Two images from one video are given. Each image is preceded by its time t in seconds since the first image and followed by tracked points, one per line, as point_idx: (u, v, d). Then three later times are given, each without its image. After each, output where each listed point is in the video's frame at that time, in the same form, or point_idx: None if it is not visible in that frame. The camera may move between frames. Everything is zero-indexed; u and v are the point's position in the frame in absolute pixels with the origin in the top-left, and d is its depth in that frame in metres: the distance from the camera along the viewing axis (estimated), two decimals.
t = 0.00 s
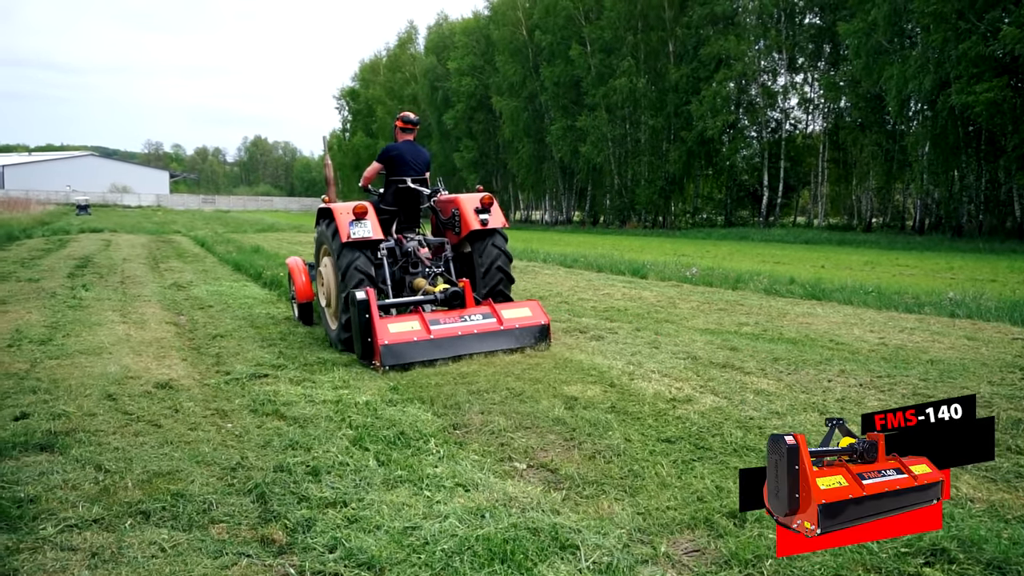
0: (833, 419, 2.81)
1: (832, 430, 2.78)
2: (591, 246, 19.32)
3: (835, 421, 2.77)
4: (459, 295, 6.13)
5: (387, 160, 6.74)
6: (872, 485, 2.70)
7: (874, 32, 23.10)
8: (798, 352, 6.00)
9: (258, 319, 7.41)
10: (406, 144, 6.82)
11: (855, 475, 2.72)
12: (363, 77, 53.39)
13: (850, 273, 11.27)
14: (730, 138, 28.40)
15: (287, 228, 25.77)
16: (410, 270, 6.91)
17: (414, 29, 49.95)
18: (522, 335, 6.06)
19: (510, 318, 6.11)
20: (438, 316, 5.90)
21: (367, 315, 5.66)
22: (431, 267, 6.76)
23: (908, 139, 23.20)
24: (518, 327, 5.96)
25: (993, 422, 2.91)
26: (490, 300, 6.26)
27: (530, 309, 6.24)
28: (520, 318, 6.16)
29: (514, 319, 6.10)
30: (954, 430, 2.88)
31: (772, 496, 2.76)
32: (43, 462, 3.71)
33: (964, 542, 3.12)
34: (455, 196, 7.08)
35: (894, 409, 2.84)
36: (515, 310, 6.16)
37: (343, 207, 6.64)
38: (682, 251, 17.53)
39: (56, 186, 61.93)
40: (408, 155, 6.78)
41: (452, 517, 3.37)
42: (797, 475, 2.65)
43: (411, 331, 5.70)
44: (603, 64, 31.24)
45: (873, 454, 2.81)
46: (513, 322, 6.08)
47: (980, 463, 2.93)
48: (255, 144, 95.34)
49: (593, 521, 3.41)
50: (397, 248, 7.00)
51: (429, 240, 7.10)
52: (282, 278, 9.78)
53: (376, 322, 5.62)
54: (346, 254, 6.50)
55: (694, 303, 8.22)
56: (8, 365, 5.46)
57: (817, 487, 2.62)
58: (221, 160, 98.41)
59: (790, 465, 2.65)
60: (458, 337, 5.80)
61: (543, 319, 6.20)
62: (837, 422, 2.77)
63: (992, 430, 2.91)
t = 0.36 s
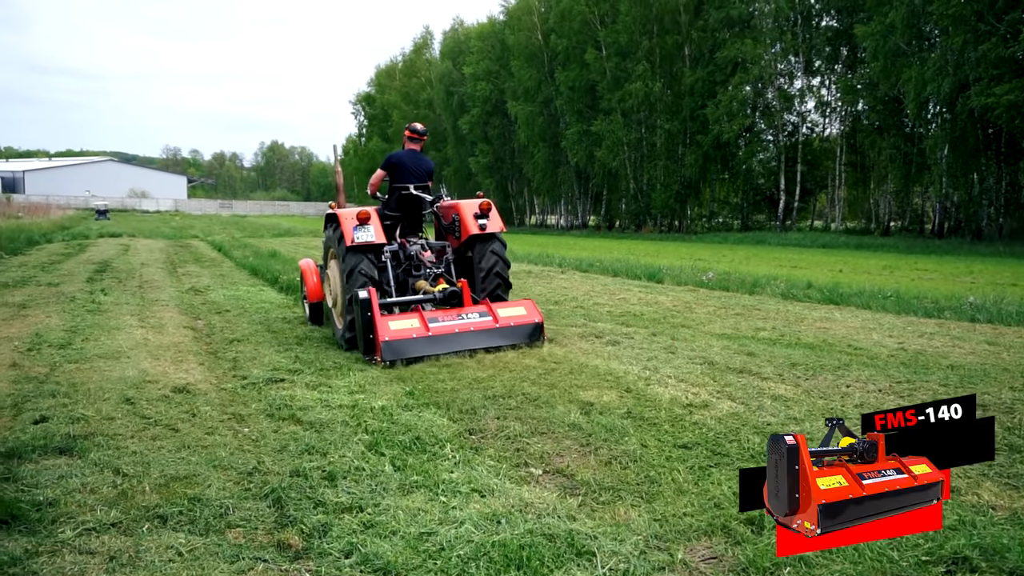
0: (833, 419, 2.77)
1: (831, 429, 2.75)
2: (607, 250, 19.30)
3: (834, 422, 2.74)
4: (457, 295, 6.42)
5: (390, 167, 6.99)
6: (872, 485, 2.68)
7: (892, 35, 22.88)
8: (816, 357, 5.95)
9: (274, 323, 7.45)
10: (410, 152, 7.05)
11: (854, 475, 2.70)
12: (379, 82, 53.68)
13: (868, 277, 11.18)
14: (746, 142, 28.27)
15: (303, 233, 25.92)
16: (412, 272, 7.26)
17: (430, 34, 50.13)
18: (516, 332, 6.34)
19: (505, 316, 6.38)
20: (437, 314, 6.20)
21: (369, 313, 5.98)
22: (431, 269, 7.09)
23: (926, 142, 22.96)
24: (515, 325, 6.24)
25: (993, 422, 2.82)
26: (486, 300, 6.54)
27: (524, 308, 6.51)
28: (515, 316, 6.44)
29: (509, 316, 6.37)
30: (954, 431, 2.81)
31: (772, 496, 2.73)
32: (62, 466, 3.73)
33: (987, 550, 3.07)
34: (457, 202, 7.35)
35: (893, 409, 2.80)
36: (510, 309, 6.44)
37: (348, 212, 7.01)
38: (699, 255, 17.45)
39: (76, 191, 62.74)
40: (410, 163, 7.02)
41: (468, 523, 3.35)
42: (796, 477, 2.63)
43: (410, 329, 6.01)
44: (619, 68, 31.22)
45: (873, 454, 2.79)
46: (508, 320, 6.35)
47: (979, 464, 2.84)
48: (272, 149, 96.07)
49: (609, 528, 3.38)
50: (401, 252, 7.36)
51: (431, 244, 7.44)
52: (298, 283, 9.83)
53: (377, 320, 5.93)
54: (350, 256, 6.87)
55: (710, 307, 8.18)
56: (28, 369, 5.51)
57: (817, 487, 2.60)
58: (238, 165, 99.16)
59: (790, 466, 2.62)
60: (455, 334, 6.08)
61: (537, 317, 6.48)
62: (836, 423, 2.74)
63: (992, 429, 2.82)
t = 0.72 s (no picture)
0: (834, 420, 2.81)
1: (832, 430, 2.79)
2: (621, 257, 19.27)
3: (835, 422, 2.78)
4: (453, 299, 6.69)
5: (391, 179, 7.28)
6: (872, 485, 2.72)
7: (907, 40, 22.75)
8: (831, 365, 5.90)
9: (288, 330, 7.47)
10: (407, 163, 7.36)
11: (854, 475, 2.74)
12: (392, 89, 53.92)
13: (883, 284, 11.12)
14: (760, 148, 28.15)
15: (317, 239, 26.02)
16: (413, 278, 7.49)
17: (443, 41, 50.34)
18: (511, 334, 6.60)
19: (499, 319, 6.65)
20: (434, 318, 6.43)
21: (369, 318, 6.19)
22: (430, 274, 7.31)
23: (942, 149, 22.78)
24: (510, 327, 6.50)
25: (992, 423, 2.91)
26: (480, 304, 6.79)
27: (518, 311, 6.79)
28: (509, 319, 6.71)
29: (503, 319, 6.63)
30: (955, 431, 2.89)
31: (772, 496, 2.76)
32: (78, 472, 3.75)
33: (1006, 562, 3.03)
34: (456, 211, 7.59)
35: (893, 409, 2.87)
36: (505, 312, 6.70)
37: (351, 221, 7.27)
38: (712, 262, 17.38)
39: (93, 199, 63.44)
40: (410, 175, 7.31)
41: (481, 531, 3.33)
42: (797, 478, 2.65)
43: (409, 332, 6.23)
44: (632, 74, 31.25)
45: (873, 454, 2.84)
46: (502, 322, 6.62)
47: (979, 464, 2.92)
48: (286, 156, 96.81)
49: (623, 536, 3.36)
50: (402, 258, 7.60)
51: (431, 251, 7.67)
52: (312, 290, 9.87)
53: (377, 324, 6.14)
54: (352, 263, 7.11)
55: (724, 315, 8.14)
56: (45, 375, 5.54)
57: (817, 487, 2.63)
58: (253, 172, 99.87)
59: (790, 465, 2.65)
60: (452, 337, 6.32)
61: (530, 320, 6.75)
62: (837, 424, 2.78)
63: (992, 430, 2.90)
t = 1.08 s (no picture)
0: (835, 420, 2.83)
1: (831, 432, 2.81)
2: (632, 264, 19.22)
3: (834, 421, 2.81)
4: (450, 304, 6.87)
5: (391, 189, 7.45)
6: (872, 484, 2.73)
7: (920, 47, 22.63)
8: (845, 373, 5.86)
9: (300, 337, 7.49)
10: (404, 172, 7.52)
11: (855, 475, 2.76)
12: (404, 97, 54.15)
13: (895, 292, 11.06)
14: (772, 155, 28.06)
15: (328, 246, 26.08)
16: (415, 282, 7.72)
17: (455, 49, 50.55)
18: (505, 336, 6.83)
19: (494, 321, 6.90)
20: (431, 322, 6.67)
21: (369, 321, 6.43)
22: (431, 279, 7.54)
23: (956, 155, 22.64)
24: (505, 329, 6.74)
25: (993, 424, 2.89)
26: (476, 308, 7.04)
27: (512, 314, 7.03)
28: (503, 322, 6.94)
29: (497, 322, 6.88)
30: (955, 431, 2.88)
31: (773, 496, 2.78)
32: (90, 478, 3.76)
33: None
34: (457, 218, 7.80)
35: (893, 409, 2.87)
36: (499, 315, 6.95)
37: (356, 227, 7.51)
38: (724, 269, 17.33)
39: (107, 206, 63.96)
40: (408, 184, 7.47)
41: (493, 539, 3.31)
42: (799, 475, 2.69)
43: (408, 335, 6.47)
44: (643, 82, 31.32)
45: (873, 454, 2.85)
46: (496, 324, 6.87)
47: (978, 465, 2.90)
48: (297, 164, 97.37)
49: (635, 545, 3.33)
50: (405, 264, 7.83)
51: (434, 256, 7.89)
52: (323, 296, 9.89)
53: (377, 327, 6.38)
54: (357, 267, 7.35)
55: (735, 322, 8.10)
56: (59, 381, 5.57)
57: (817, 487, 2.65)
58: (265, 179, 100.49)
59: (790, 465, 2.68)
60: (449, 339, 6.56)
61: (524, 322, 6.98)
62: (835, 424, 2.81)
63: (993, 431, 2.88)
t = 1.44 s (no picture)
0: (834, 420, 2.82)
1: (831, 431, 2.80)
2: (643, 269, 19.23)
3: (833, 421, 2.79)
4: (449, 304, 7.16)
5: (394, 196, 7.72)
6: (872, 484, 2.72)
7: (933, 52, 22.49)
8: (857, 379, 5.82)
9: (311, 341, 7.50)
10: (407, 180, 7.81)
11: (854, 474, 2.75)
12: (416, 101, 54.38)
13: (907, 297, 11.02)
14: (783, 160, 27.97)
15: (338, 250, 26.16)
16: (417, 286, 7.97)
17: (466, 54, 50.69)
18: (502, 338, 6.99)
19: (492, 323, 7.04)
20: (432, 321, 6.84)
21: (373, 319, 6.62)
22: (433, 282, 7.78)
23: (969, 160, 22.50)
24: (502, 331, 6.91)
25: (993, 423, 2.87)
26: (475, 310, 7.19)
27: (509, 317, 7.18)
28: (501, 324, 7.10)
29: (495, 324, 7.03)
30: (954, 430, 2.86)
31: (772, 496, 2.77)
32: (103, 481, 3.77)
33: None
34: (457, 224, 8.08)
35: (893, 409, 2.86)
36: (497, 318, 7.10)
37: (361, 232, 7.77)
38: (733, 274, 17.33)
39: (120, 210, 64.42)
40: (411, 192, 7.74)
41: (503, 544, 3.30)
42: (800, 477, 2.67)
43: (409, 334, 6.65)
44: (654, 86, 31.37)
45: (872, 454, 2.84)
46: (494, 326, 7.02)
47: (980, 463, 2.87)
48: (308, 168, 98.06)
49: (646, 551, 3.30)
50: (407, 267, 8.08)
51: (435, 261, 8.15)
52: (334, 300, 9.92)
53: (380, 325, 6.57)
54: (361, 270, 7.60)
55: (747, 327, 8.07)
56: (72, 385, 5.60)
57: (816, 486, 2.64)
58: (276, 183, 101.01)
59: (790, 465, 2.66)
60: (448, 339, 6.73)
61: (521, 325, 7.15)
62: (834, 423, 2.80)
63: (993, 430, 2.86)
